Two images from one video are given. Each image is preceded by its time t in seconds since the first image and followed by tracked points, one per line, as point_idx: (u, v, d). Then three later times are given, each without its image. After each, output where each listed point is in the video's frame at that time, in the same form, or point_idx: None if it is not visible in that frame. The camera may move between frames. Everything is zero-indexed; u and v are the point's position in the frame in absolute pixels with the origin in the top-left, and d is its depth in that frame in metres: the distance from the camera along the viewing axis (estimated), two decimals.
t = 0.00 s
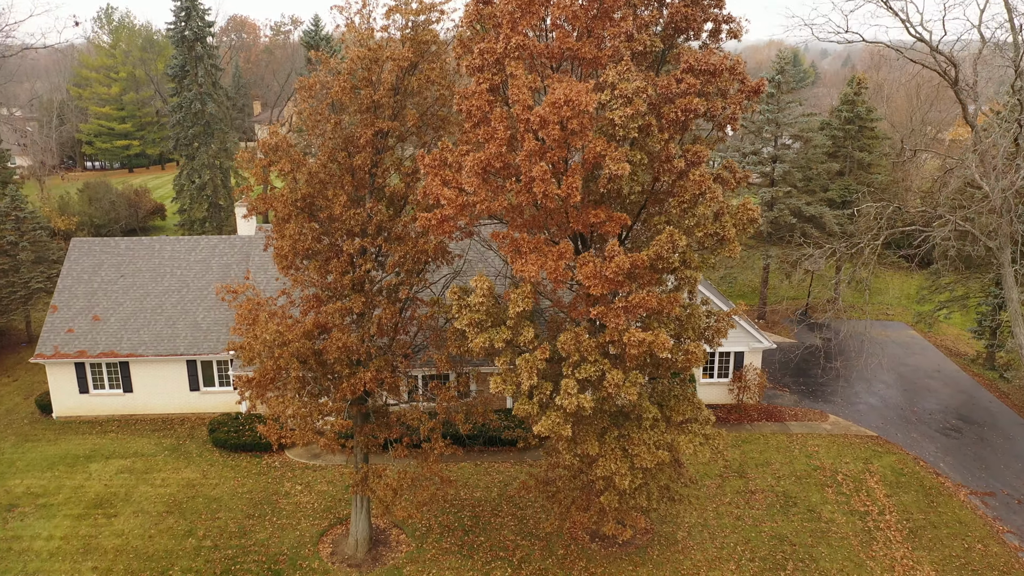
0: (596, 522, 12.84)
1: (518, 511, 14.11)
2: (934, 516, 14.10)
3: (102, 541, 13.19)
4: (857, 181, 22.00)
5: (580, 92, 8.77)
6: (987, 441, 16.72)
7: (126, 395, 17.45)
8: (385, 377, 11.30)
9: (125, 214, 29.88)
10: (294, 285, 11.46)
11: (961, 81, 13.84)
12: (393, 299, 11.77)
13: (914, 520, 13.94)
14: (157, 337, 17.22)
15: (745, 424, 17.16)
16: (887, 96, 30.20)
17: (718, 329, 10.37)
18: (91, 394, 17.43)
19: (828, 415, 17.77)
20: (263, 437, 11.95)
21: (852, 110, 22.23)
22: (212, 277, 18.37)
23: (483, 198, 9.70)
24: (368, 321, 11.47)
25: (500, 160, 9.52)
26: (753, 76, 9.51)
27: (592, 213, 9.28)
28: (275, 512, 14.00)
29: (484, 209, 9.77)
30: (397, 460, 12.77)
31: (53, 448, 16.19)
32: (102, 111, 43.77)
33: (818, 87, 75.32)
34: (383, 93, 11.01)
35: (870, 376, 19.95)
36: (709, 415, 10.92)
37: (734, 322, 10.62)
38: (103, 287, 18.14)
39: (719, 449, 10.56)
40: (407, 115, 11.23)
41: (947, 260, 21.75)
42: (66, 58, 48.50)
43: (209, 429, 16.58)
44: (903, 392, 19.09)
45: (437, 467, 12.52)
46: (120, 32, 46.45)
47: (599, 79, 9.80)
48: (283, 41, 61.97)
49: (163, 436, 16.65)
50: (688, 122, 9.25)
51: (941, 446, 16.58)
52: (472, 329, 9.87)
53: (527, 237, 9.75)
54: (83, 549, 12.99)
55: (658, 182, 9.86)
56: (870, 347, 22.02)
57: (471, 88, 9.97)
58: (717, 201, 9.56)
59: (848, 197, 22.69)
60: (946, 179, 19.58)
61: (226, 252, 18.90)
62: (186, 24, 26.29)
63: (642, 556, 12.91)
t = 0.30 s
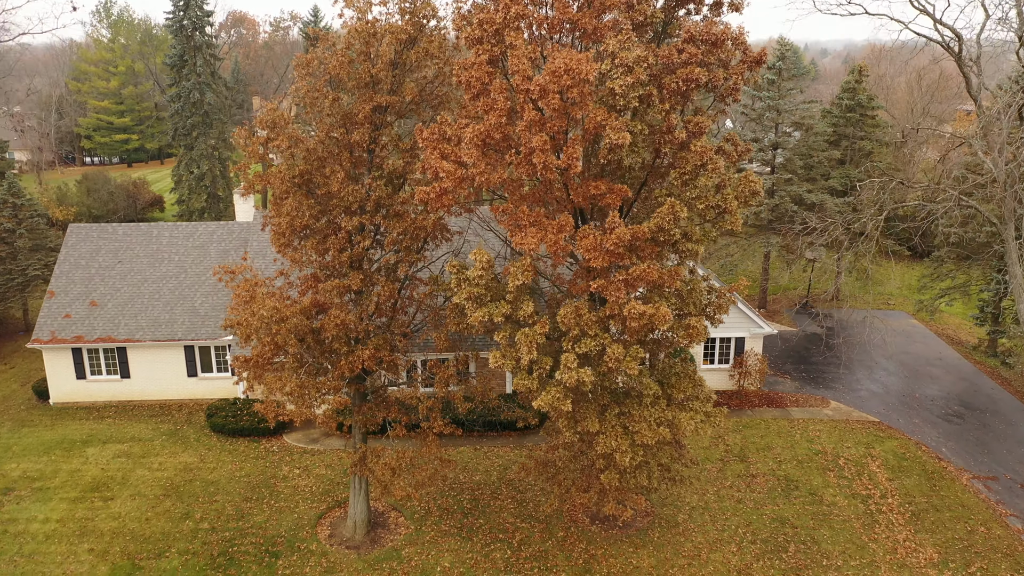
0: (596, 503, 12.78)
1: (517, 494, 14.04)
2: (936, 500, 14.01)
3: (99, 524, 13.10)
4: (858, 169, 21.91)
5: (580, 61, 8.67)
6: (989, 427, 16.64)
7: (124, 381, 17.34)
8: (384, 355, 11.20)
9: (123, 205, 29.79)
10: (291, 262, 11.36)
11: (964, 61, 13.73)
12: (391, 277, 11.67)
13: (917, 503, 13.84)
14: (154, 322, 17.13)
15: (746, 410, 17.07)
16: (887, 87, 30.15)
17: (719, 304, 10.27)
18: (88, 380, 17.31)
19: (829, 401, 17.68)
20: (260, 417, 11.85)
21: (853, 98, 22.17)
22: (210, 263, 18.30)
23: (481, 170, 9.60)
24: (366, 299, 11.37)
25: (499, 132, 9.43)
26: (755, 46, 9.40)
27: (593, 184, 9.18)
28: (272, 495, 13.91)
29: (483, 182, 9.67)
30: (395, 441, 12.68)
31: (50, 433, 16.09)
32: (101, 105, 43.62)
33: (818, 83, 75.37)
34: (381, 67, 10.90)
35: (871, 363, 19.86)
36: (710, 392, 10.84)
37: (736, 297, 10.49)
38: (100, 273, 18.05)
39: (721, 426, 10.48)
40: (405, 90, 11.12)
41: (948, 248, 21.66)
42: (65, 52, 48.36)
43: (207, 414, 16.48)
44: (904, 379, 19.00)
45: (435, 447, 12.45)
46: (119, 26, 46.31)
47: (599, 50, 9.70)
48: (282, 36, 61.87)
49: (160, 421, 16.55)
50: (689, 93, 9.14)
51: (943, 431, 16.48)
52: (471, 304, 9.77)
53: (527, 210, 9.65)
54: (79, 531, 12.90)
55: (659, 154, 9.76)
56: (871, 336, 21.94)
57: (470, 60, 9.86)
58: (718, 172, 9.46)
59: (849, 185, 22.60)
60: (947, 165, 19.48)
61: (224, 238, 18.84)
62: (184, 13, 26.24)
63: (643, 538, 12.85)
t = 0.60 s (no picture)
0: (596, 485, 12.71)
1: (517, 477, 13.96)
2: (939, 483, 13.91)
3: (95, 506, 13.02)
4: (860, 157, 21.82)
5: (580, 29, 8.59)
6: (992, 412, 16.56)
7: (121, 367, 17.24)
8: (383, 332, 11.11)
9: (122, 196, 29.71)
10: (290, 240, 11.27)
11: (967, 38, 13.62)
12: (390, 256, 11.57)
13: (920, 486, 13.75)
14: (152, 308, 17.03)
15: (747, 396, 16.98)
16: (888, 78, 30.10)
17: (722, 279, 10.16)
18: (85, 366, 17.20)
19: (830, 387, 17.60)
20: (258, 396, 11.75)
21: (854, 86, 22.16)
22: (209, 249, 18.23)
23: (481, 143, 9.52)
24: (364, 276, 11.28)
25: (499, 103, 9.35)
26: (757, 15, 9.30)
27: (593, 155, 9.09)
28: (271, 478, 13.84)
29: (482, 155, 9.58)
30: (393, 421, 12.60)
31: (46, 418, 16.00)
32: (100, 99, 43.51)
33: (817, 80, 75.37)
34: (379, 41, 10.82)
35: (873, 351, 19.79)
36: (711, 369, 10.74)
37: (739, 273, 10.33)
38: (98, 259, 17.96)
39: (722, 403, 10.40)
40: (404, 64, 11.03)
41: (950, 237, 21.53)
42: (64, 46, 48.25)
43: (205, 399, 16.39)
44: (906, 366, 18.92)
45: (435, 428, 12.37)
46: (119, 21, 46.21)
47: (599, 22, 9.62)
48: (282, 32, 61.79)
49: (158, 407, 16.45)
50: (690, 62, 9.05)
51: (946, 416, 16.40)
52: (470, 277, 9.68)
53: (527, 183, 9.56)
54: (75, 513, 12.82)
55: (659, 127, 9.67)
56: (873, 324, 21.87)
57: (470, 31, 9.77)
58: (720, 144, 9.35)
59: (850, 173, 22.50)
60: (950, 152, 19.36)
61: (222, 224, 18.79)
62: (183, 3, 26.23)
63: (643, 520, 12.77)
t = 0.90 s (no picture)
0: (596, 466, 12.62)
1: (516, 460, 13.88)
2: (941, 466, 13.82)
3: (91, 488, 12.92)
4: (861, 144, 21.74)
5: None
6: (995, 397, 16.47)
7: (119, 353, 17.14)
8: (381, 309, 11.01)
9: (120, 187, 29.63)
10: (287, 217, 11.19)
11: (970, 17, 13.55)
12: (388, 234, 11.48)
13: (922, 469, 13.65)
14: (149, 293, 16.94)
15: (748, 381, 16.91)
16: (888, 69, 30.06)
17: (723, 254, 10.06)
18: (83, 352, 17.10)
19: (832, 373, 17.51)
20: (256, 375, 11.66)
21: (854, 74, 22.27)
22: (207, 235, 18.18)
23: (480, 114, 9.44)
24: (362, 253, 11.18)
25: (498, 74, 9.26)
26: None
27: (593, 126, 9.00)
28: (268, 461, 13.76)
29: (481, 127, 9.48)
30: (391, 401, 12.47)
31: (43, 403, 15.89)
32: (100, 93, 43.38)
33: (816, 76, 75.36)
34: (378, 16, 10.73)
35: (875, 338, 19.71)
36: (712, 346, 10.65)
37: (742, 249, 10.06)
38: (95, 245, 17.89)
39: (724, 380, 10.30)
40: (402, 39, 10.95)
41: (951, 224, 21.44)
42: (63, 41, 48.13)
43: (203, 384, 16.30)
44: (908, 352, 18.84)
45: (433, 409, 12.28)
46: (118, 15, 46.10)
47: None
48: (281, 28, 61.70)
49: (156, 392, 16.36)
50: (691, 31, 8.96)
51: (947, 402, 16.32)
52: (469, 251, 9.58)
53: (527, 156, 9.46)
54: (71, 495, 12.71)
55: (660, 99, 9.58)
56: (874, 313, 21.78)
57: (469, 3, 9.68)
58: (722, 115, 9.26)
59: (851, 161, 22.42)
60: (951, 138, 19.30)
61: (220, 210, 18.75)
62: None
63: (644, 502, 12.68)
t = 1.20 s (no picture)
0: (596, 447, 12.54)
1: (515, 442, 13.82)
2: (944, 449, 13.72)
3: (87, 470, 12.81)
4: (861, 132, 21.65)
5: None
6: (997, 382, 16.40)
7: (116, 338, 17.04)
8: (379, 286, 10.91)
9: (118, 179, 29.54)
10: (285, 193, 11.11)
11: None
12: (387, 211, 11.38)
13: (925, 452, 13.56)
14: (147, 278, 16.84)
15: (748, 366, 16.85)
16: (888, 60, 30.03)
17: (725, 228, 9.94)
18: (80, 337, 17.00)
19: (833, 358, 17.43)
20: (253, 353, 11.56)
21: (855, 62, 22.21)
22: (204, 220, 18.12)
23: (478, 84, 9.35)
24: (361, 229, 11.09)
25: (497, 44, 9.16)
26: None
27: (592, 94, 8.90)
28: (266, 443, 13.68)
29: (480, 98, 9.38)
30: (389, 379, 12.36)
31: (40, 387, 15.79)
32: (98, 87, 43.20)
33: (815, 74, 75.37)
34: None
35: (876, 325, 19.63)
36: (713, 321, 10.56)
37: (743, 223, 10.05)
38: (92, 230, 17.83)
39: (725, 356, 10.21)
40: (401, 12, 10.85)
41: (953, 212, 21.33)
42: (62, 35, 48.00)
43: (201, 368, 16.20)
44: (909, 339, 18.77)
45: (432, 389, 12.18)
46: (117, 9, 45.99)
47: None
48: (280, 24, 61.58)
49: (153, 377, 16.26)
50: None
51: (950, 386, 16.23)
52: (468, 223, 9.47)
53: (526, 127, 9.36)
54: (67, 476, 12.61)
55: (660, 70, 9.49)
56: (875, 301, 21.70)
57: None
58: (722, 85, 9.17)
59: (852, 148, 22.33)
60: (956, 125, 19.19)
61: (218, 196, 18.70)
62: None
63: (644, 483, 12.60)
